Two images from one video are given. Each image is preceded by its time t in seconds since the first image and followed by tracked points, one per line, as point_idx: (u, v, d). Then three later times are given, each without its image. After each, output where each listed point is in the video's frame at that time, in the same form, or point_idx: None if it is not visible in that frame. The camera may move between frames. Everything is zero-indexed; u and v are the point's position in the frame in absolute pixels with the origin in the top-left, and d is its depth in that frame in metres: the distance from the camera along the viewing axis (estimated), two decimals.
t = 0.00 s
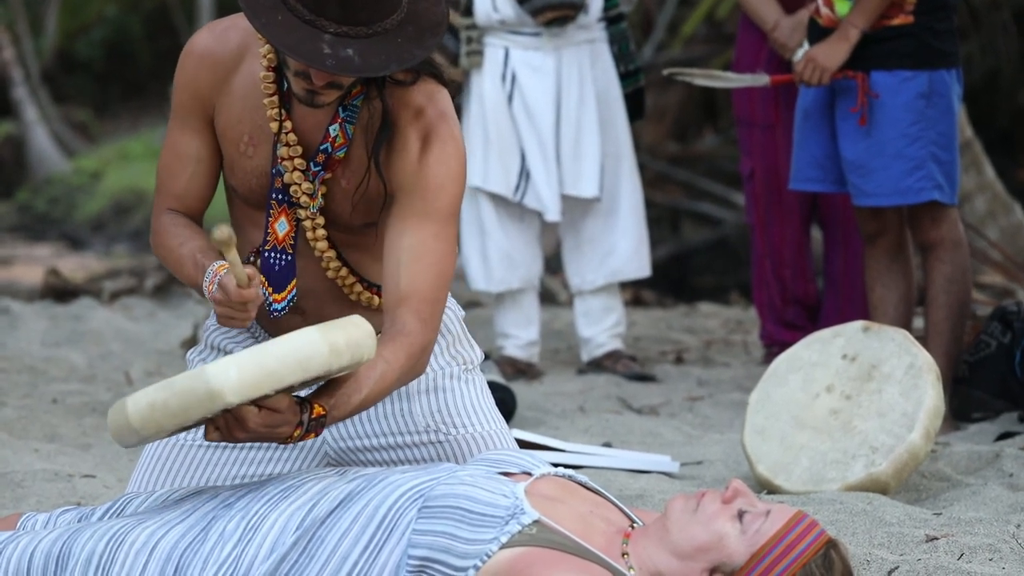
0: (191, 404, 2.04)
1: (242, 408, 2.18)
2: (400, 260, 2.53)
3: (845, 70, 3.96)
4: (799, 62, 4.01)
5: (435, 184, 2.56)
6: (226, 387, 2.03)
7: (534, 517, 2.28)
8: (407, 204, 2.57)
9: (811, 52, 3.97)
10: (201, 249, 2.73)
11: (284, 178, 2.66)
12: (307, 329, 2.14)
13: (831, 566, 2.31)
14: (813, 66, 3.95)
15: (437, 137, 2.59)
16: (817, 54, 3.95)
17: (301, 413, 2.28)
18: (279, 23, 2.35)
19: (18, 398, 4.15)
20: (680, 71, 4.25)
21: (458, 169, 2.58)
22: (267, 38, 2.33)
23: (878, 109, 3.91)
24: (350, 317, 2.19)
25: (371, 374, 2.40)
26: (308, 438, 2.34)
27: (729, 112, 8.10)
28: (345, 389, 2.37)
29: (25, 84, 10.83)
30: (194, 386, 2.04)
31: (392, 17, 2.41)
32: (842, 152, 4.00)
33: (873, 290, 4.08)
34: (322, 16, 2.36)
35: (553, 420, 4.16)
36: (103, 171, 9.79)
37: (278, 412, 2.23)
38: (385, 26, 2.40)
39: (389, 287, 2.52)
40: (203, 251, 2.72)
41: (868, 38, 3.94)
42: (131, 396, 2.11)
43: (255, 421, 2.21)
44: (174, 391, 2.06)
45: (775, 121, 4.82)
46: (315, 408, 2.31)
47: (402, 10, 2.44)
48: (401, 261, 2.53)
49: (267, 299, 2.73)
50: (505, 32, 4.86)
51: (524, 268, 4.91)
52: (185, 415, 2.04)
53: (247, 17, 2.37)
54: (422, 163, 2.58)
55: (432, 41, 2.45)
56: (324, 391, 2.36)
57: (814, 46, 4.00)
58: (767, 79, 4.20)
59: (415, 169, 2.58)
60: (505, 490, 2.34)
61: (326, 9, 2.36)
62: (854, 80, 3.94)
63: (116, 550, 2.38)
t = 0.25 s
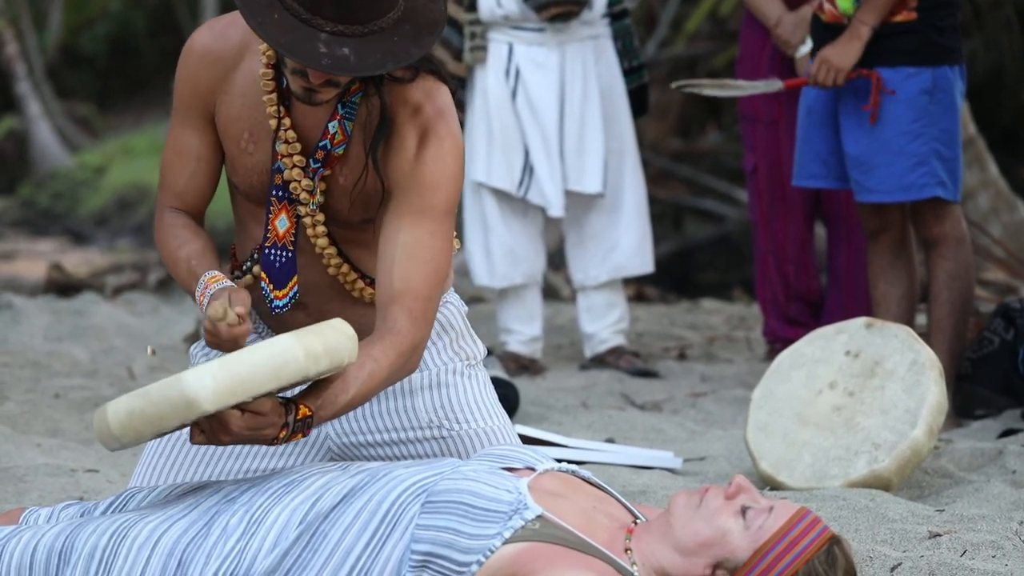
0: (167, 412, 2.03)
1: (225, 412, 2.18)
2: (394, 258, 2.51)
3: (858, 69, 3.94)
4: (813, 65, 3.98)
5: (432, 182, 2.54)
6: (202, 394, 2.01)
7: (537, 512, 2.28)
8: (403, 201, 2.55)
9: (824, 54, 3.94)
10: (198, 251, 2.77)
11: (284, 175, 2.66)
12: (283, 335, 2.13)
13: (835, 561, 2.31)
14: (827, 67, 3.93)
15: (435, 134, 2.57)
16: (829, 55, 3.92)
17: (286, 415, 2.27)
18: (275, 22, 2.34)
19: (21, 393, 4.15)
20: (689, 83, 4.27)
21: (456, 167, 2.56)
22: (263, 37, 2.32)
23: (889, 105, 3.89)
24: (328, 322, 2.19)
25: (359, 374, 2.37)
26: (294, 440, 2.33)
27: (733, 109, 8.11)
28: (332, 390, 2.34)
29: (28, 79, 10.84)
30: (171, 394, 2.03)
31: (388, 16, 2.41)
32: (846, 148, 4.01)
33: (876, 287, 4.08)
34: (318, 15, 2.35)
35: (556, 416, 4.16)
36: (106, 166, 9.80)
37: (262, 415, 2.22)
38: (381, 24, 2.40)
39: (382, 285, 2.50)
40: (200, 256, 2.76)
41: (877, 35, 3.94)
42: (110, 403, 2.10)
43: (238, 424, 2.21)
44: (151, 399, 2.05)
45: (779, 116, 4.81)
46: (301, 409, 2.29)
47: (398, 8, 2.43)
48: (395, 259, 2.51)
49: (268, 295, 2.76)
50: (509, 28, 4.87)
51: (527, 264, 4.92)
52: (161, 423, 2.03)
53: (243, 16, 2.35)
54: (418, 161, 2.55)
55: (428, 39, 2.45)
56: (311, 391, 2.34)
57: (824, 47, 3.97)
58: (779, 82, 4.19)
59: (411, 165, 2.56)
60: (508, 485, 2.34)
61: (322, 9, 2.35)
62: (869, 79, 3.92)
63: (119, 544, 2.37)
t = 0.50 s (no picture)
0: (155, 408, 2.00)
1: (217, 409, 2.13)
2: (394, 256, 2.49)
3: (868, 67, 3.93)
4: (822, 63, 3.98)
5: (434, 179, 2.53)
6: (187, 390, 1.97)
7: (544, 509, 2.28)
8: (404, 199, 2.53)
9: (833, 53, 3.94)
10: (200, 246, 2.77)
11: (288, 173, 2.65)
12: (272, 331, 2.08)
13: (840, 559, 2.32)
14: (836, 66, 3.93)
15: (436, 132, 2.56)
16: (839, 54, 3.92)
17: (280, 413, 2.23)
18: (275, 22, 2.33)
19: (27, 389, 4.14)
20: (702, 85, 4.25)
21: (458, 166, 2.55)
22: (263, 37, 2.31)
23: (899, 103, 3.89)
24: (320, 318, 2.13)
25: (356, 371, 2.33)
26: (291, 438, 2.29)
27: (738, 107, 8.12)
28: (329, 388, 2.30)
29: (34, 76, 10.84)
30: (158, 390, 1.99)
31: (389, 15, 2.40)
32: (853, 146, 4.01)
33: (882, 286, 4.09)
34: (318, 14, 2.34)
35: (562, 413, 4.16)
36: (111, 163, 9.80)
37: (254, 413, 2.18)
38: (382, 23, 2.39)
39: (382, 283, 2.48)
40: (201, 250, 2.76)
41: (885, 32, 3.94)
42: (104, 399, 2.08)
43: (231, 422, 2.15)
44: (142, 394, 2.03)
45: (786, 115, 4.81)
46: (296, 407, 2.25)
47: (399, 7, 2.43)
48: (395, 256, 2.48)
49: (271, 293, 2.75)
50: (516, 25, 4.87)
51: (534, 261, 4.92)
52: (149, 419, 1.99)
53: (243, 15, 2.34)
54: (420, 160, 2.55)
55: (428, 39, 2.45)
56: (307, 389, 2.29)
57: (833, 46, 3.97)
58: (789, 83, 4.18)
59: (412, 163, 2.55)
60: (515, 483, 2.34)
61: (323, 9, 2.35)
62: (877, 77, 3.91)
63: (125, 541, 2.37)
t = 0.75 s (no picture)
0: (138, 411, 2.04)
1: (206, 410, 2.18)
2: (393, 254, 2.49)
3: (868, 63, 3.94)
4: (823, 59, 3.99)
5: (434, 178, 2.52)
6: (171, 396, 2.02)
7: (547, 508, 2.28)
8: (405, 197, 2.53)
9: (835, 48, 3.95)
10: (202, 240, 2.79)
11: (290, 171, 2.65)
12: (256, 339, 2.13)
13: (845, 558, 2.31)
14: (837, 61, 3.93)
15: (438, 130, 2.56)
16: (840, 50, 3.93)
17: (271, 414, 2.26)
18: (277, 21, 2.34)
19: (32, 385, 4.15)
20: (709, 81, 4.23)
21: (459, 164, 2.55)
22: (265, 35, 2.32)
23: (900, 101, 3.89)
24: (304, 325, 2.19)
25: (348, 370, 2.35)
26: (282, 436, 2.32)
27: (744, 105, 8.11)
28: (321, 388, 2.31)
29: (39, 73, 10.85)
30: (141, 394, 2.04)
31: (391, 12, 2.40)
32: (858, 144, 4.00)
33: (887, 284, 4.09)
34: (320, 12, 2.34)
35: (567, 411, 4.16)
36: (116, 160, 9.80)
37: (244, 414, 2.22)
38: (384, 20, 2.39)
39: (381, 280, 2.48)
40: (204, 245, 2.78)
41: (886, 31, 3.94)
42: (90, 401, 2.13)
43: (220, 423, 2.21)
44: (126, 397, 2.07)
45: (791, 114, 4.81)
46: (287, 407, 2.27)
47: (400, 5, 2.43)
48: (394, 255, 2.49)
49: (273, 291, 2.76)
50: (522, 23, 4.86)
51: (538, 259, 4.92)
52: (133, 422, 2.04)
53: (245, 15, 2.35)
54: (422, 157, 2.54)
55: (429, 36, 2.45)
56: (301, 388, 2.31)
57: (835, 42, 3.98)
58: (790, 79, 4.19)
59: (413, 161, 2.55)
60: (519, 480, 2.34)
61: (325, 7, 2.34)
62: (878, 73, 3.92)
63: (130, 538, 2.37)
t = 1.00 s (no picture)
0: (138, 413, 2.04)
1: (208, 412, 2.17)
2: (398, 258, 2.51)
3: (871, 65, 3.95)
4: (825, 60, 3.98)
5: (439, 181, 2.53)
6: (169, 398, 2.02)
7: (552, 511, 2.28)
8: (410, 201, 2.54)
9: (837, 50, 3.95)
10: (206, 242, 2.81)
11: (294, 175, 2.64)
12: (256, 343, 2.13)
13: (849, 561, 2.30)
14: (840, 62, 3.93)
15: (442, 134, 2.56)
16: (842, 52, 3.92)
17: (273, 417, 2.25)
18: (282, 25, 2.33)
19: (36, 390, 4.15)
20: (715, 82, 4.23)
21: (463, 168, 2.55)
22: (270, 39, 2.31)
23: (904, 103, 3.89)
24: (305, 329, 2.19)
25: (352, 373, 2.35)
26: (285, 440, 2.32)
27: (747, 107, 8.12)
28: (323, 391, 2.31)
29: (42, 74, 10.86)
30: (141, 396, 2.04)
31: (396, 14, 2.39)
32: (862, 147, 4.00)
33: (891, 287, 4.08)
34: (325, 15, 2.34)
35: (571, 415, 4.16)
36: (119, 163, 9.81)
37: (245, 417, 2.21)
38: (390, 23, 2.38)
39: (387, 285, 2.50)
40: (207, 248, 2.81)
41: (891, 32, 3.94)
42: (90, 403, 2.13)
43: (222, 426, 2.20)
44: (126, 400, 2.07)
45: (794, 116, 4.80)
46: (290, 411, 2.27)
47: (405, 7, 2.42)
48: (398, 258, 2.50)
49: (276, 295, 2.76)
50: (525, 26, 4.86)
51: (542, 262, 4.91)
52: (132, 424, 2.04)
53: (250, 18, 2.35)
54: (426, 161, 2.55)
55: (435, 38, 2.44)
56: (302, 392, 2.31)
57: (838, 44, 3.98)
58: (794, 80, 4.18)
59: (417, 164, 2.56)
60: (523, 484, 2.34)
61: (330, 10, 2.34)
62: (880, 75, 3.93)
63: (134, 541, 2.37)
